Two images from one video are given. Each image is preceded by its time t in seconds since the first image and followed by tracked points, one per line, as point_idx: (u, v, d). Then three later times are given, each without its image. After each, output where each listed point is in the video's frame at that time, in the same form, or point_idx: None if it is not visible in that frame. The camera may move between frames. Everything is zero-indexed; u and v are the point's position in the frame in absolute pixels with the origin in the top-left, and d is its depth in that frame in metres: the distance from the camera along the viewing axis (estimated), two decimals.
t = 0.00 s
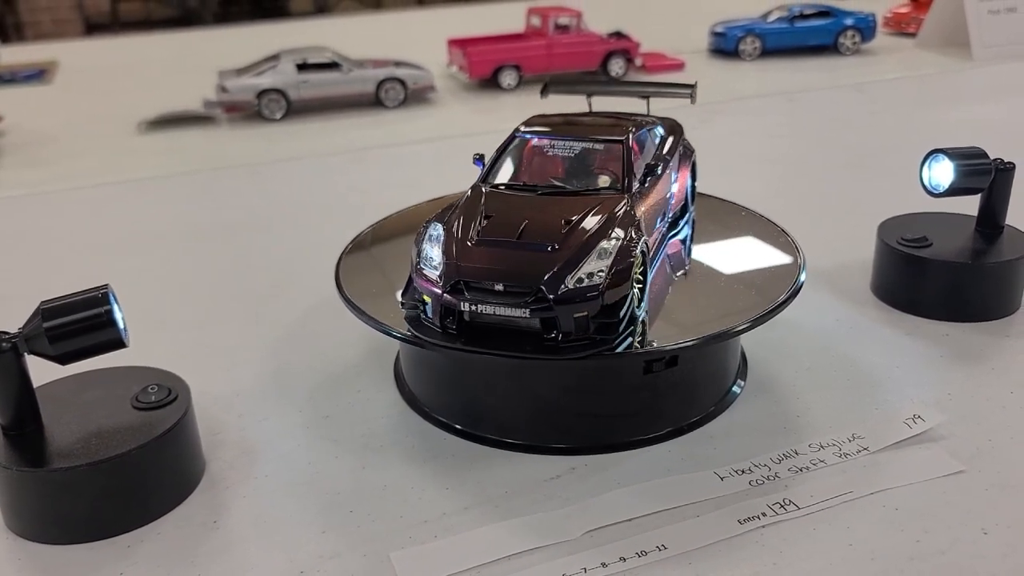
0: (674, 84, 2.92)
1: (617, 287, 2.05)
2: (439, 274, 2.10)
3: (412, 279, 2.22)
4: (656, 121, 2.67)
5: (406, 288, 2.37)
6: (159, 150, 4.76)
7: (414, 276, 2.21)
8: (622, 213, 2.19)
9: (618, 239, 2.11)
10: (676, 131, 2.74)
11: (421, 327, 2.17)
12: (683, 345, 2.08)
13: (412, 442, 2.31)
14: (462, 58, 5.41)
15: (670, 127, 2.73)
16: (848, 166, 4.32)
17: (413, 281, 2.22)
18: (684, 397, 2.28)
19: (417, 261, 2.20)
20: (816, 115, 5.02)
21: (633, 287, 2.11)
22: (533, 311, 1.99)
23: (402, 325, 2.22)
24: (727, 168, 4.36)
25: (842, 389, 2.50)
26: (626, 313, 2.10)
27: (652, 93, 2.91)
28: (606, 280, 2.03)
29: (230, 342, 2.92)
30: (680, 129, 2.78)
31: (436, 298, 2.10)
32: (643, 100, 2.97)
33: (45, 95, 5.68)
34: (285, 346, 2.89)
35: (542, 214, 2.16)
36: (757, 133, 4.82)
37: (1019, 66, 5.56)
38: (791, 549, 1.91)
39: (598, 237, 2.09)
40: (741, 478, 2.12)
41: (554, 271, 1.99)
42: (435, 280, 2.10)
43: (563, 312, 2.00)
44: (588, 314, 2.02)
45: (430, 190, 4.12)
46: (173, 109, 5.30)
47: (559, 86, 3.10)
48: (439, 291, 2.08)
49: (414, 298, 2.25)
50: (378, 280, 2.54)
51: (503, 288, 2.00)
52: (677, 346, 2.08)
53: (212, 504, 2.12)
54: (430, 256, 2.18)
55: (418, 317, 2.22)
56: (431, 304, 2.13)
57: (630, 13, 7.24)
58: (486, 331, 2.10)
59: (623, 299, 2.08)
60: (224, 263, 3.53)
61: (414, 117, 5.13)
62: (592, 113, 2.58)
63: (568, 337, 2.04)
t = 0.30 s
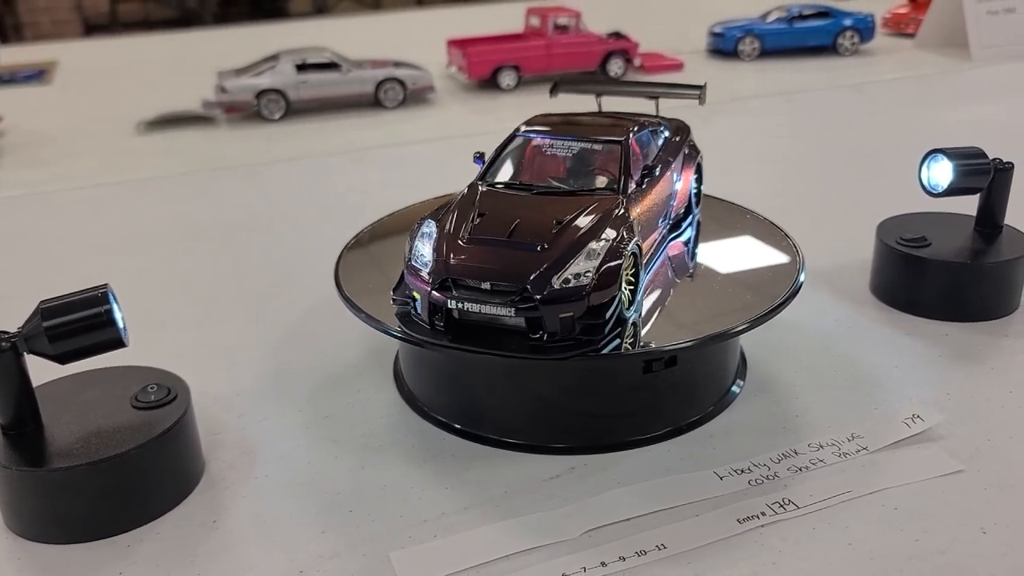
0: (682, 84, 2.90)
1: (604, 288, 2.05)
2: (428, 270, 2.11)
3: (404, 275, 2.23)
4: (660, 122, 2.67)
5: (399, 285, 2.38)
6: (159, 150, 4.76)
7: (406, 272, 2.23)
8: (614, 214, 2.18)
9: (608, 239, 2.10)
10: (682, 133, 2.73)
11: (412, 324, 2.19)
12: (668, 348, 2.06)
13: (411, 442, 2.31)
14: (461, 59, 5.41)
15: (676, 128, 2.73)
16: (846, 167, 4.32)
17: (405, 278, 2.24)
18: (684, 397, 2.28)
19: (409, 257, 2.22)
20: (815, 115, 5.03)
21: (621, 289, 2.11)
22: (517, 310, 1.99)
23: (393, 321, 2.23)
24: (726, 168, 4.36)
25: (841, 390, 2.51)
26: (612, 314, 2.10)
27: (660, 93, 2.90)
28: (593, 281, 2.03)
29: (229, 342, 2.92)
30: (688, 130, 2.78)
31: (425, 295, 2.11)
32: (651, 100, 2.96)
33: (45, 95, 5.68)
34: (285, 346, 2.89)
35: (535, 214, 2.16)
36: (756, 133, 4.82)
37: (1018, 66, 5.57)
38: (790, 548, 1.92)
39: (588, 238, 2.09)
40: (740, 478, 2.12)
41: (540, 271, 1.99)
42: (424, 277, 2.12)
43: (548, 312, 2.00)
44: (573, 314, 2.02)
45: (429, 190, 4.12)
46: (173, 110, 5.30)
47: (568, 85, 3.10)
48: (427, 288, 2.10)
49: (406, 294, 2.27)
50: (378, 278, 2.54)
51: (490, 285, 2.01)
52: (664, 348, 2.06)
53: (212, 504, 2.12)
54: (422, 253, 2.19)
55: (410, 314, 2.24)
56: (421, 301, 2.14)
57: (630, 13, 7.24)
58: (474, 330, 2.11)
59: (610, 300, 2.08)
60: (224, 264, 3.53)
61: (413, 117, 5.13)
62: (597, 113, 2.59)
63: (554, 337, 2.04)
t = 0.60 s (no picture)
0: (692, 89, 2.84)
1: (589, 293, 2.04)
2: (417, 272, 2.13)
3: (395, 278, 2.25)
4: (663, 128, 2.67)
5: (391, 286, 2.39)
6: (158, 153, 4.75)
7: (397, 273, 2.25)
8: (605, 219, 2.17)
9: (596, 244, 2.09)
10: (687, 139, 2.73)
11: (401, 324, 2.20)
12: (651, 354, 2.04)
13: (410, 446, 2.31)
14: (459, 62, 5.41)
15: (680, 134, 2.73)
16: (845, 170, 4.32)
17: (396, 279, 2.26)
18: (683, 401, 2.28)
19: (399, 258, 2.24)
20: (813, 118, 5.03)
21: (608, 294, 2.10)
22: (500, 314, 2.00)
23: (383, 320, 2.25)
24: (725, 171, 4.37)
25: (839, 393, 2.51)
26: (597, 319, 2.09)
27: (669, 98, 2.86)
28: (577, 287, 2.02)
29: (228, 346, 2.92)
30: (694, 135, 2.78)
31: (413, 296, 2.13)
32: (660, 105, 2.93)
33: (43, 98, 5.68)
34: (284, 349, 2.89)
35: (527, 218, 2.17)
36: (755, 136, 4.83)
37: (1016, 69, 5.57)
38: (789, 552, 1.92)
39: (576, 243, 2.08)
40: (738, 482, 2.13)
41: (525, 275, 1.99)
42: (412, 278, 2.14)
43: (530, 315, 2.00)
44: (556, 319, 2.02)
45: (427, 193, 4.12)
46: (172, 112, 5.30)
47: (580, 89, 3.10)
48: (415, 289, 2.12)
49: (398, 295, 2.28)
50: (376, 281, 2.54)
51: (475, 289, 2.02)
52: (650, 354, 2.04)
53: (210, 509, 2.12)
54: (411, 253, 2.22)
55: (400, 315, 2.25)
56: (409, 302, 2.16)
57: (628, 15, 7.24)
58: (461, 334, 2.11)
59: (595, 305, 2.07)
60: (223, 267, 3.53)
61: (411, 120, 5.13)
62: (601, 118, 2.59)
63: (538, 341, 2.03)
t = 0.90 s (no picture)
0: (702, 94, 2.84)
1: (576, 295, 2.03)
2: (407, 270, 2.15)
3: (387, 276, 2.27)
4: (667, 132, 2.66)
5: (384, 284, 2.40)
6: (157, 154, 4.75)
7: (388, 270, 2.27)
8: (598, 221, 2.17)
9: (586, 246, 2.09)
10: (692, 144, 2.72)
11: (392, 320, 2.22)
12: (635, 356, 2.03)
13: (411, 446, 2.32)
14: (458, 63, 5.41)
15: (684, 138, 2.73)
16: (843, 171, 4.34)
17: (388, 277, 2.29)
18: (683, 401, 2.29)
19: (392, 256, 2.27)
20: (811, 118, 5.05)
21: (595, 297, 2.10)
22: (485, 314, 2.01)
23: (375, 316, 2.27)
24: (723, 172, 4.38)
25: (838, 394, 2.52)
26: (583, 321, 2.08)
27: (677, 102, 2.85)
28: (563, 288, 2.02)
29: (228, 348, 2.93)
30: (701, 139, 2.79)
31: (402, 293, 2.15)
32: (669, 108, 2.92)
33: (42, 100, 5.68)
34: (284, 350, 2.89)
35: (519, 220, 2.17)
36: (753, 137, 4.83)
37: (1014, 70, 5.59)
38: (789, 552, 1.93)
39: (565, 244, 2.08)
40: (738, 482, 2.13)
41: (511, 276, 2.00)
42: (403, 275, 2.15)
43: (515, 316, 2.00)
44: (541, 320, 2.02)
45: (426, 194, 4.13)
46: (171, 114, 5.30)
47: (589, 90, 3.11)
48: (404, 286, 2.14)
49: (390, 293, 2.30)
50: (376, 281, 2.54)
51: (462, 288, 2.03)
52: (660, 354, 2.06)
53: (211, 510, 2.12)
54: (403, 251, 2.24)
55: (391, 312, 2.27)
56: (399, 300, 2.18)
57: (626, 16, 7.25)
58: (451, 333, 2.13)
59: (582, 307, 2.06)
60: (223, 268, 3.53)
61: (410, 121, 5.13)
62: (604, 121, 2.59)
63: (523, 341, 2.04)
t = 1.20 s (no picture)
0: (711, 96, 2.84)
1: (561, 297, 2.03)
2: (399, 268, 2.17)
3: (380, 274, 2.29)
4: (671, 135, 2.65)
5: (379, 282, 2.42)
6: (156, 155, 4.76)
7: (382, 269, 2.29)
8: (589, 223, 2.17)
9: (575, 247, 2.09)
10: (697, 147, 2.71)
11: (384, 318, 2.24)
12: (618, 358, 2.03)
13: (410, 447, 2.32)
14: (457, 63, 5.42)
15: (688, 140, 2.72)
16: (841, 172, 4.34)
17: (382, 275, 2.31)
18: (682, 402, 2.30)
19: (386, 255, 2.29)
20: (810, 119, 5.06)
21: (582, 299, 2.10)
22: (470, 313, 2.02)
23: (368, 313, 2.29)
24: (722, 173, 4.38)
25: (837, 395, 2.52)
26: (568, 322, 2.09)
27: (687, 105, 2.86)
28: (548, 290, 2.02)
29: (228, 348, 2.93)
30: (707, 143, 2.78)
31: (393, 292, 2.17)
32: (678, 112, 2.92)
33: (41, 100, 5.68)
34: (284, 351, 2.90)
35: (511, 221, 2.18)
36: (752, 137, 4.84)
37: (1012, 71, 5.60)
38: (788, 552, 1.93)
39: (554, 246, 2.09)
40: (737, 483, 2.14)
41: (496, 277, 2.01)
42: (394, 272, 2.18)
43: (500, 316, 2.01)
44: (526, 320, 2.03)
45: (425, 195, 4.13)
46: (170, 114, 5.30)
47: (599, 90, 3.11)
48: (394, 285, 2.16)
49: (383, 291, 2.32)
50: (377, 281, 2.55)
51: (449, 287, 2.05)
52: (656, 355, 2.07)
53: (212, 511, 2.12)
54: (396, 250, 2.26)
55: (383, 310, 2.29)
56: (390, 298, 2.20)
57: (625, 17, 7.26)
58: (440, 333, 2.14)
59: (568, 309, 2.06)
60: (222, 269, 3.54)
61: (409, 121, 5.14)
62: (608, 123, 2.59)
63: (508, 342, 2.05)
